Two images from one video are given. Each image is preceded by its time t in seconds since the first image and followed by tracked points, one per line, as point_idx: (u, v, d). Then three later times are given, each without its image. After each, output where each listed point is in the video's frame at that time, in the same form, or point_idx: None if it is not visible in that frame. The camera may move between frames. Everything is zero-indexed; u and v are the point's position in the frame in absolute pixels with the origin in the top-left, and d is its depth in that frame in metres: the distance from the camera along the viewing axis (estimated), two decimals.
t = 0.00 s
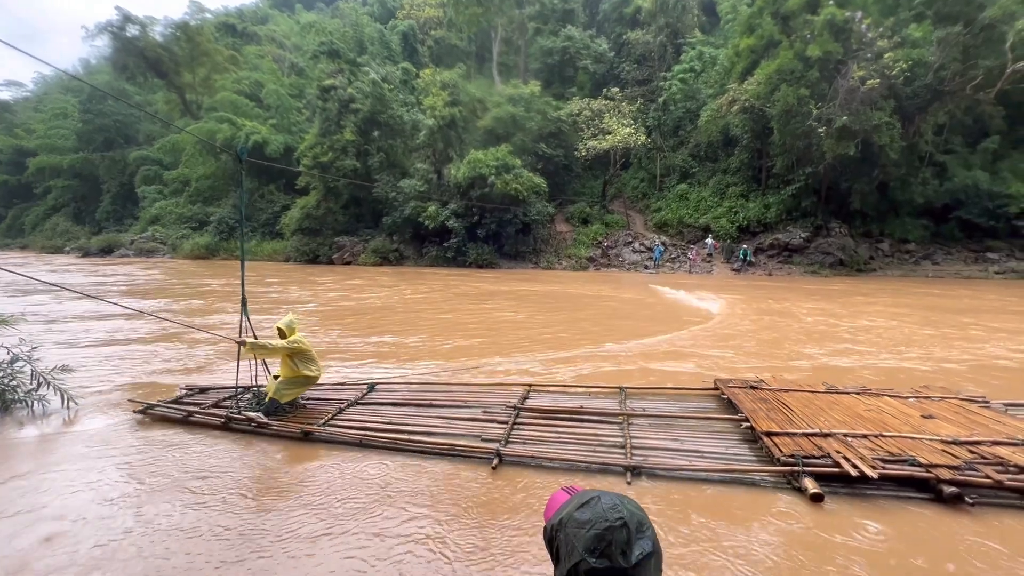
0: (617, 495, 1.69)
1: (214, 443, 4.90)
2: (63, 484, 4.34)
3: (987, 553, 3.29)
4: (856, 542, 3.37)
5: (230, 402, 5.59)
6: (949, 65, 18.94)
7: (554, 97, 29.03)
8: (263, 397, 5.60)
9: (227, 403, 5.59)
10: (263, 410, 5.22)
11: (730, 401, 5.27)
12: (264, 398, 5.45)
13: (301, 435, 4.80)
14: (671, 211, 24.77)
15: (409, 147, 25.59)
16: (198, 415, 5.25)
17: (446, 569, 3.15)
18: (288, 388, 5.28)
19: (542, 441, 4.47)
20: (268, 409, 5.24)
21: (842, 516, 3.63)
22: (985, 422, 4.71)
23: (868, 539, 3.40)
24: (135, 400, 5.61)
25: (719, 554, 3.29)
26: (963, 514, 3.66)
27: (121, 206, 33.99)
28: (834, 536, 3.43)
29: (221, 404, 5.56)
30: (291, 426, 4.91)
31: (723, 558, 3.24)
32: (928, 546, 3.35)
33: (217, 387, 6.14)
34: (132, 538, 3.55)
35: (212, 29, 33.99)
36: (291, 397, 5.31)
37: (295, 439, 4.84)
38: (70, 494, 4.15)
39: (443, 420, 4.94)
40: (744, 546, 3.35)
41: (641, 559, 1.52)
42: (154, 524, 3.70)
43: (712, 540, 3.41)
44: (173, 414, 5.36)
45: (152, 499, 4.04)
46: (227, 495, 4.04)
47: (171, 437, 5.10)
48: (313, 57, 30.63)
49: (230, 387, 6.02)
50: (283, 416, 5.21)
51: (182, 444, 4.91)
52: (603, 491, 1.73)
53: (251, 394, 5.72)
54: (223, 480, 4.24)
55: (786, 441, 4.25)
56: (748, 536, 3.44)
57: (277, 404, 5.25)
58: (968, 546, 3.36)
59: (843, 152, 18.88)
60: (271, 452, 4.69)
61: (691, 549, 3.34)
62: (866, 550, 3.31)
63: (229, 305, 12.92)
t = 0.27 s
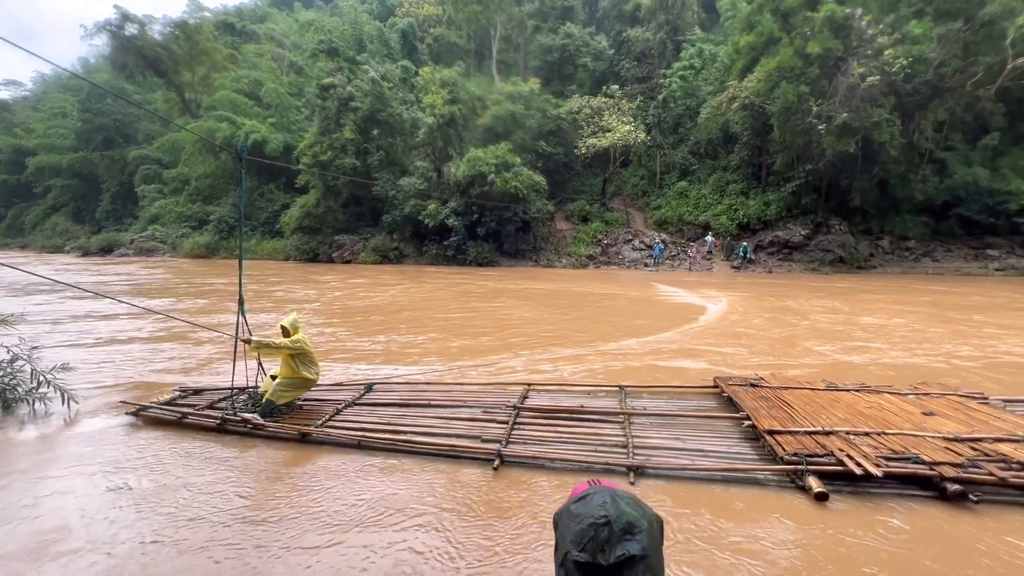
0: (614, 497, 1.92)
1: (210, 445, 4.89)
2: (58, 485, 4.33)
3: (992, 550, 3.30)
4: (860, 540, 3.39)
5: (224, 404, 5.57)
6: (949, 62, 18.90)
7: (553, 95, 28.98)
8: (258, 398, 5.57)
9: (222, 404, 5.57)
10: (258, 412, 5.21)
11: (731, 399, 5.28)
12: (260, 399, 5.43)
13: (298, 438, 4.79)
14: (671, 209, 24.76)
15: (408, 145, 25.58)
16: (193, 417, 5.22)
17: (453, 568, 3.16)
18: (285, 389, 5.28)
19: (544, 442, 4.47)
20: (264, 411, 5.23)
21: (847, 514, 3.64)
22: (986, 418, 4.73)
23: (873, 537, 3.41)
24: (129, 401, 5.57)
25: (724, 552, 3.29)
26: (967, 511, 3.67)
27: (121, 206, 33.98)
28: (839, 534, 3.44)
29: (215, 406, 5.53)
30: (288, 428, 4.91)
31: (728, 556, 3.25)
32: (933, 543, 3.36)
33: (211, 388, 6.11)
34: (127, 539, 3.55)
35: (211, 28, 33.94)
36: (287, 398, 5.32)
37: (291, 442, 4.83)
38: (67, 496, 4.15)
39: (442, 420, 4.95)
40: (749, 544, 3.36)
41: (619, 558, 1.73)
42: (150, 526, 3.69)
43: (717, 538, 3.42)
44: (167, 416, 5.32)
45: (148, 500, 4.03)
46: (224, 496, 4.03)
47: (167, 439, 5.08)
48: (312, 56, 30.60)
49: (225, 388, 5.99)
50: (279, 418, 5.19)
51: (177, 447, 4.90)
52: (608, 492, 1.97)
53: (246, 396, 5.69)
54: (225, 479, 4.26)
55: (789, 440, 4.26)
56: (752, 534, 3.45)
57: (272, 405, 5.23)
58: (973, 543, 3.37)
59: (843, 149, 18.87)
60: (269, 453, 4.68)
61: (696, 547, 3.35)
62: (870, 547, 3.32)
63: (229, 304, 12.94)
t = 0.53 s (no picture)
0: (617, 497, 1.93)
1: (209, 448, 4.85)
2: (54, 489, 4.30)
3: (1000, 550, 3.30)
4: (867, 540, 3.39)
5: (220, 406, 5.51)
6: (952, 58, 18.80)
7: (554, 93, 28.93)
8: (255, 400, 5.52)
9: (218, 407, 5.53)
10: (256, 413, 5.17)
11: (734, 399, 5.27)
12: (258, 402, 5.39)
13: (297, 440, 4.76)
14: (673, 207, 24.72)
15: (409, 144, 25.59)
16: (188, 420, 5.17)
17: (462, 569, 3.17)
18: (286, 392, 5.27)
19: (546, 443, 4.46)
20: (262, 413, 5.18)
21: (854, 515, 3.64)
22: (989, 417, 4.72)
23: (880, 538, 3.41)
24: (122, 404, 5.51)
25: (733, 554, 3.29)
26: (975, 511, 3.67)
27: (123, 205, 34.05)
28: (847, 535, 3.45)
29: (212, 408, 5.49)
30: (287, 430, 4.87)
31: (737, 558, 3.25)
32: (941, 543, 3.36)
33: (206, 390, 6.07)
34: (126, 543, 3.53)
35: (212, 27, 33.97)
36: (288, 400, 5.31)
37: (290, 444, 4.79)
38: (64, 499, 4.13)
39: (443, 422, 4.93)
40: (757, 545, 3.36)
41: (621, 559, 1.75)
42: (149, 529, 3.67)
43: (724, 539, 3.42)
44: (162, 419, 5.27)
45: (148, 503, 4.01)
46: (224, 499, 4.01)
47: (163, 442, 5.03)
48: (313, 55, 30.62)
49: (221, 390, 5.95)
50: (276, 420, 5.15)
51: (174, 450, 4.84)
52: (612, 492, 1.98)
53: (242, 398, 5.65)
54: (229, 479, 4.28)
55: (795, 439, 4.25)
56: (760, 535, 3.45)
57: (271, 408, 5.20)
58: (980, 543, 3.37)
59: (845, 147, 18.82)
60: (270, 455, 4.65)
61: (704, 548, 3.34)
62: (880, 548, 3.31)
63: (230, 304, 12.95)
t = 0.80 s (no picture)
0: (621, 496, 1.92)
1: (208, 452, 4.82)
2: (54, 493, 4.28)
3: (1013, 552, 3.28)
4: (878, 542, 3.38)
5: (218, 409, 5.47)
6: (959, 55, 18.66)
7: (558, 92, 28.88)
8: (254, 402, 5.48)
9: (217, 410, 5.49)
10: (256, 416, 5.13)
11: (739, 399, 5.24)
12: (257, 405, 5.35)
13: (298, 444, 4.72)
14: (677, 205, 24.64)
15: (413, 144, 25.63)
16: (186, 423, 5.13)
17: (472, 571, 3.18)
18: (285, 394, 5.20)
19: (550, 445, 4.43)
20: (261, 416, 5.15)
21: (863, 517, 3.61)
22: (997, 416, 4.68)
23: (890, 540, 3.38)
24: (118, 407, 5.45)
25: (743, 556, 3.28)
26: (988, 512, 3.64)
27: (129, 206, 34.24)
28: (857, 536, 3.43)
29: (210, 412, 5.46)
30: (289, 432, 4.84)
31: (748, 560, 3.23)
32: (953, 545, 3.35)
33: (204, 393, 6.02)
34: (126, 548, 3.50)
35: (216, 28, 34.11)
36: (288, 403, 5.23)
37: (291, 447, 4.77)
38: (63, 503, 4.10)
39: (446, 423, 4.91)
40: (766, 547, 3.35)
41: (625, 558, 1.74)
42: (149, 534, 3.65)
43: (734, 542, 3.41)
44: (159, 422, 5.22)
45: (148, 507, 3.99)
46: (225, 503, 3.99)
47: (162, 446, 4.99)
48: (317, 55, 30.73)
49: (219, 392, 5.92)
50: (276, 423, 5.11)
51: (172, 454, 4.80)
52: (616, 492, 1.96)
53: (241, 401, 5.61)
54: (235, 478, 4.33)
55: (803, 440, 4.23)
56: (769, 537, 3.44)
57: (271, 411, 5.16)
58: (993, 545, 3.34)
59: (850, 145, 18.70)
60: (272, 458, 4.64)
61: (714, 551, 3.33)
62: (891, 550, 3.30)
63: (234, 304, 13.00)
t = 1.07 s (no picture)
0: (627, 495, 1.93)
1: (210, 457, 4.78)
2: (55, 498, 4.25)
3: None
4: (893, 545, 3.36)
5: (219, 411, 5.41)
6: (969, 51, 18.43)
7: (563, 92, 28.81)
8: (255, 405, 5.43)
9: (217, 412, 5.40)
10: (257, 419, 5.10)
11: (747, 400, 5.21)
12: (257, 408, 5.29)
13: (300, 447, 4.68)
14: (683, 205, 24.54)
15: (418, 144, 25.69)
16: (186, 426, 5.06)
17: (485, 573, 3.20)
18: (287, 396, 5.20)
19: (557, 448, 4.41)
20: (263, 419, 5.12)
21: (876, 522, 3.58)
22: (1009, 416, 4.63)
23: (905, 544, 3.36)
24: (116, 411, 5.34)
25: (757, 560, 3.27)
26: (1003, 515, 3.62)
27: (138, 207, 34.55)
28: (872, 540, 3.41)
29: (210, 414, 5.36)
30: (291, 435, 4.81)
31: (762, 564, 3.22)
32: (969, 548, 3.33)
33: (205, 396, 5.89)
34: (127, 554, 3.48)
35: (223, 30, 34.33)
36: (290, 406, 5.23)
37: (295, 450, 4.74)
38: (65, 508, 4.08)
39: (451, 426, 4.88)
40: (780, 551, 3.34)
41: (632, 558, 1.75)
42: (151, 540, 3.62)
43: (748, 545, 3.40)
44: (159, 426, 5.16)
45: (149, 513, 3.96)
46: (237, 503, 4.03)
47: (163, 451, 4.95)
48: (323, 56, 30.87)
49: (219, 394, 5.80)
50: (278, 426, 5.08)
51: (173, 459, 4.75)
52: (622, 491, 1.98)
53: (242, 403, 5.52)
54: (245, 478, 4.38)
55: (814, 442, 4.19)
56: (782, 541, 3.42)
57: (274, 413, 5.13)
58: (1009, 549, 3.33)
59: (858, 143, 18.54)
60: (279, 460, 4.65)
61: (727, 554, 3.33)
62: (907, 554, 3.28)
63: (240, 304, 13.07)
